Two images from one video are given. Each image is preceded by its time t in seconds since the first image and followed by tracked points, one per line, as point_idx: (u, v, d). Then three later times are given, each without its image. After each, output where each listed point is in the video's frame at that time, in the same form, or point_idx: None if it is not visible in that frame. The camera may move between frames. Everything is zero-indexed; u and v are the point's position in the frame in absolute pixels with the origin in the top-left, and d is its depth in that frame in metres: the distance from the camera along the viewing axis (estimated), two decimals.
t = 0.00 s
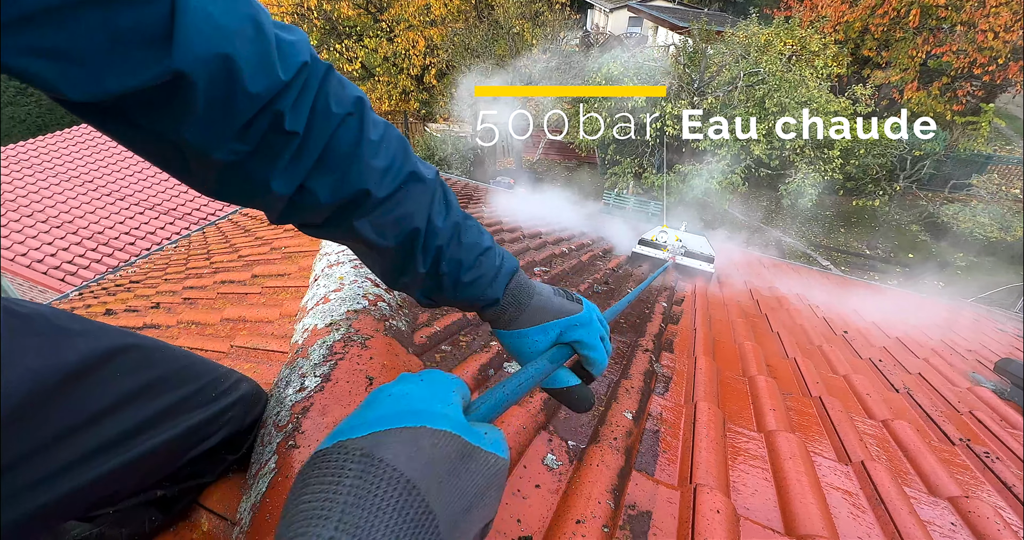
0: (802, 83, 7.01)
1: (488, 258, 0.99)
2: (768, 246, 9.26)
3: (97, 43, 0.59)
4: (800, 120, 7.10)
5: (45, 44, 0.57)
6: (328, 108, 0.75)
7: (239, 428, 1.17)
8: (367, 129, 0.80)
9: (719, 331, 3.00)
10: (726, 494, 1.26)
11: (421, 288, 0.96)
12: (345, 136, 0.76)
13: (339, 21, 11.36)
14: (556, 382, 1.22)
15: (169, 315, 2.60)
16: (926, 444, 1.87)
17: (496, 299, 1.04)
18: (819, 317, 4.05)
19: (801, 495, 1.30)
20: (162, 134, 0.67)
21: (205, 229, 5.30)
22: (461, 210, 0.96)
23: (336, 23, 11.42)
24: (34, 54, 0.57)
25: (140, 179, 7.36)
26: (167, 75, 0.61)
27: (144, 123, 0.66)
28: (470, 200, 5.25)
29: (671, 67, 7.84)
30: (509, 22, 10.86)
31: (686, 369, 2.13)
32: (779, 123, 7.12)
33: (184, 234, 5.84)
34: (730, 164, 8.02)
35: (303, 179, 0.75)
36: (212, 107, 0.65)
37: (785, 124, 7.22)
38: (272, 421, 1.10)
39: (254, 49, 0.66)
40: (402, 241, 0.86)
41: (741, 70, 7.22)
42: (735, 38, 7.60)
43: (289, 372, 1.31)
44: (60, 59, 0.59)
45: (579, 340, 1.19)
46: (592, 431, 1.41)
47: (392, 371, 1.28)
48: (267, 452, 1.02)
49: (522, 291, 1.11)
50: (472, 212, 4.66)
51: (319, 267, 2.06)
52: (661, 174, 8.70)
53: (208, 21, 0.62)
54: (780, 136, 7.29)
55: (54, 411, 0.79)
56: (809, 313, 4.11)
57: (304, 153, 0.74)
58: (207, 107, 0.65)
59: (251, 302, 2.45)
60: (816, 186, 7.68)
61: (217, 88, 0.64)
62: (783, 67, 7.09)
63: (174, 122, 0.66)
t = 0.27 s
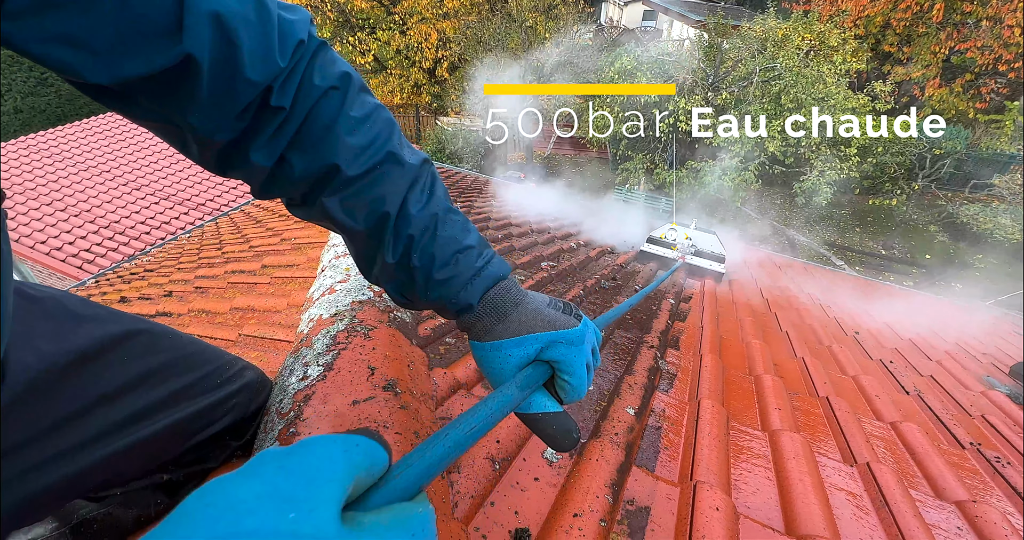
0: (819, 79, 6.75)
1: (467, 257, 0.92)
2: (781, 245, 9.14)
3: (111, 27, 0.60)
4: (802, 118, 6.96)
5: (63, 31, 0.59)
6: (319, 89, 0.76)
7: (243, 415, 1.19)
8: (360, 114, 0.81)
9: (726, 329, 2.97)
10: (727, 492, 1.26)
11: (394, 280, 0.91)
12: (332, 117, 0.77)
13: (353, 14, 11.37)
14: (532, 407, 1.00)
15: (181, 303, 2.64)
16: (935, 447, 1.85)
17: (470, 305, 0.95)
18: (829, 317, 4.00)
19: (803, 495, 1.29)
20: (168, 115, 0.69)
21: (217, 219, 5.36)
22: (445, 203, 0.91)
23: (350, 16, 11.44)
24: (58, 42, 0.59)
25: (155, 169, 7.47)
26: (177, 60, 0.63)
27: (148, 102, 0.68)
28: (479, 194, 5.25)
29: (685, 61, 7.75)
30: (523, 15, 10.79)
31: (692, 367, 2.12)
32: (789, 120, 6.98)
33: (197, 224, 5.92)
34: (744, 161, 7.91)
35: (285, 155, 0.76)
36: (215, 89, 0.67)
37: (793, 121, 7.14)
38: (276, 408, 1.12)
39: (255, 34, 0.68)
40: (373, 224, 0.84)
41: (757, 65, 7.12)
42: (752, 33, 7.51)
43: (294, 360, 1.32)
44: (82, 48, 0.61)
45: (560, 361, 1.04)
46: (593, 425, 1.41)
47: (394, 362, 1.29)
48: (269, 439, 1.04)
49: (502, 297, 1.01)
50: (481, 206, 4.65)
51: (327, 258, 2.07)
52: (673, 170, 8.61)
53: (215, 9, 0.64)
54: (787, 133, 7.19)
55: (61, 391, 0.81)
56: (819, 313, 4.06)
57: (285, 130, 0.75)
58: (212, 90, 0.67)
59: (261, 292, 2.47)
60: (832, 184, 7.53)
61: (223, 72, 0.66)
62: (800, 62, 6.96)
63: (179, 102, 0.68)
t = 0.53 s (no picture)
0: (834, 75, 6.57)
1: (448, 259, 0.83)
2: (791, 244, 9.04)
3: (104, 21, 0.62)
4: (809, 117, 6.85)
5: (40, 23, 0.61)
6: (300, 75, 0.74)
7: (244, 406, 1.19)
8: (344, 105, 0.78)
9: (732, 328, 2.95)
10: (726, 491, 1.25)
11: (371, 288, 0.83)
12: (314, 105, 0.75)
13: (364, 7, 11.38)
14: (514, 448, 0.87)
15: (190, 294, 2.67)
16: (942, 450, 1.83)
17: (448, 317, 0.83)
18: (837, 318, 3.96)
19: (804, 496, 1.27)
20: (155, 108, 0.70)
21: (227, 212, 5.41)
22: (432, 203, 0.85)
23: (361, 9, 11.45)
24: (39, 32, 0.61)
25: (167, 160, 7.54)
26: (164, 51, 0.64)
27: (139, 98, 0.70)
28: (487, 189, 5.24)
29: (697, 56, 7.66)
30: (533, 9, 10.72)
31: (695, 365, 2.10)
32: (796, 122, 6.93)
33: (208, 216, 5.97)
34: (755, 158, 7.80)
35: (267, 145, 0.75)
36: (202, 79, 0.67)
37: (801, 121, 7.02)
38: (275, 399, 1.12)
39: (246, 25, 0.69)
40: (348, 220, 0.79)
41: (771, 61, 7.05)
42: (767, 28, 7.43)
43: (295, 351, 1.33)
44: (75, 42, 0.63)
45: (548, 391, 0.91)
46: (593, 421, 1.40)
47: (394, 355, 1.30)
48: (267, 430, 1.05)
49: (489, 311, 0.88)
50: (488, 201, 4.65)
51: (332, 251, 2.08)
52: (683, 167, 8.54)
53: None
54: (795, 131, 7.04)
55: (63, 377, 0.82)
56: (827, 313, 4.02)
57: (267, 121, 0.73)
58: (200, 80, 0.67)
59: (267, 284, 2.49)
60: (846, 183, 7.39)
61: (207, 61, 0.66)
62: (815, 57, 6.84)
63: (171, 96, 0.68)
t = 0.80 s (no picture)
0: (851, 71, 6.40)
1: (392, 285, 0.74)
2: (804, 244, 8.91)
3: (103, 27, 0.69)
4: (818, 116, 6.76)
5: (51, 28, 0.69)
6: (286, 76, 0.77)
7: (249, 397, 1.21)
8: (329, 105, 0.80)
9: (740, 327, 2.93)
10: (727, 491, 1.24)
11: (313, 303, 0.78)
12: (293, 101, 0.78)
13: None
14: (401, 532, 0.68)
15: (200, 285, 2.71)
16: (951, 455, 1.80)
17: (371, 355, 0.74)
18: (849, 319, 3.90)
19: (807, 498, 1.27)
20: (158, 109, 0.77)
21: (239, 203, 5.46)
22: (397, 218, 0.79)
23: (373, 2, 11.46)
24: (47, 39, 0.69)
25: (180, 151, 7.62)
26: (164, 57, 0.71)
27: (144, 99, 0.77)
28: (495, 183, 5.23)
29: (711, 51, 7.57)
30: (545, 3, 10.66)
31: (701, 364, 2.09)
32: (804, 118, 6.82)
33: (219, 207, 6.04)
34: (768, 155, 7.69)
35: (247, 143, 0.78)
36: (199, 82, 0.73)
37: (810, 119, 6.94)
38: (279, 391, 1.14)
39: (249, 33, 0.75)
40: (300, 224, 0.77)
41: (787, 56, 6.95)
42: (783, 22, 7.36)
43: (300, 344, 1.35)
44: (83, 49, 0.71)
45: (471, 475, 0.71)
46: (595, 419, 1.41)
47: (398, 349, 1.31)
48: (271, 421, 1.06)
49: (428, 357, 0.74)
50: (496, 196, 4.64)
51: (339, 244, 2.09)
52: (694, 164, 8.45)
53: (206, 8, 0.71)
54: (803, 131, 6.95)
55: (73, 367, 0.85)
56: (838, 314, 3.96)
57: (249, 120, 0.77)
58: (198, 81, 0.73)
59: (275, 276, 2.52)
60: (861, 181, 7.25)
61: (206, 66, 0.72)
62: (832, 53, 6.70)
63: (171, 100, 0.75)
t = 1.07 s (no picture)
0: (864, 68, 6.34)
1: (316, 357, 0.60)
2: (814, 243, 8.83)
3: (69, 69, 0.67)
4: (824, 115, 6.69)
5: (15, 66, 0.66)
6: (260, 116, 0.72)
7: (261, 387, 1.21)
8: (303, 153, 0.74)
9: (747, 325, 2.91)
10: (732, 489, 1.24)
11: (227, 366, 0.67)
12: (264, 144, 0.72)
13: None
14: None
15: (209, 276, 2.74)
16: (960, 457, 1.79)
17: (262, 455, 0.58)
18: (859, 319, 3.86)
19: (812, 497, 1.26)
20: (125, 151, 0.74)
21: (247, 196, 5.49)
22: (348, 277, 0.67)
23: None
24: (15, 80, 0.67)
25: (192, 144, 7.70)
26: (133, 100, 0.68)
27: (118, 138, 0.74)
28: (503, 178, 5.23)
29: (722, 46, 7.55)
30: None
31: (707, 361, 2.09)
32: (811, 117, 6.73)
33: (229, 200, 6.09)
34: (779, 153, 7.62)
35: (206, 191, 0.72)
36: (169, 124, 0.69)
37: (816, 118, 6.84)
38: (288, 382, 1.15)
39: (237, 80, 0.71)
40: (231, 270, 0.69)
41: (801, 52, 6.96)
42: (796, 18, 7.31)
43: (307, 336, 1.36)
44: (46, 87, 0.68)
45: None
46: (600, 414, 1.41)
47: (405, 342, 1.32)
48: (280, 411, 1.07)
49: (351, 467, 0.57)
50: (503, 191, 4.64)
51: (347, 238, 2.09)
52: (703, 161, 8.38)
53: (196, 51, 0.68)
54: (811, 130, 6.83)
55: (85, 359, 0.87)
56: (847, 314, 3.92)
57: (212, 165, 0.71)
58: (167, 125, 0.69)
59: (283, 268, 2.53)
60: (874, 180, 7.16)
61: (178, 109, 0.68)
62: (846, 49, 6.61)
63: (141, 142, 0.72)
